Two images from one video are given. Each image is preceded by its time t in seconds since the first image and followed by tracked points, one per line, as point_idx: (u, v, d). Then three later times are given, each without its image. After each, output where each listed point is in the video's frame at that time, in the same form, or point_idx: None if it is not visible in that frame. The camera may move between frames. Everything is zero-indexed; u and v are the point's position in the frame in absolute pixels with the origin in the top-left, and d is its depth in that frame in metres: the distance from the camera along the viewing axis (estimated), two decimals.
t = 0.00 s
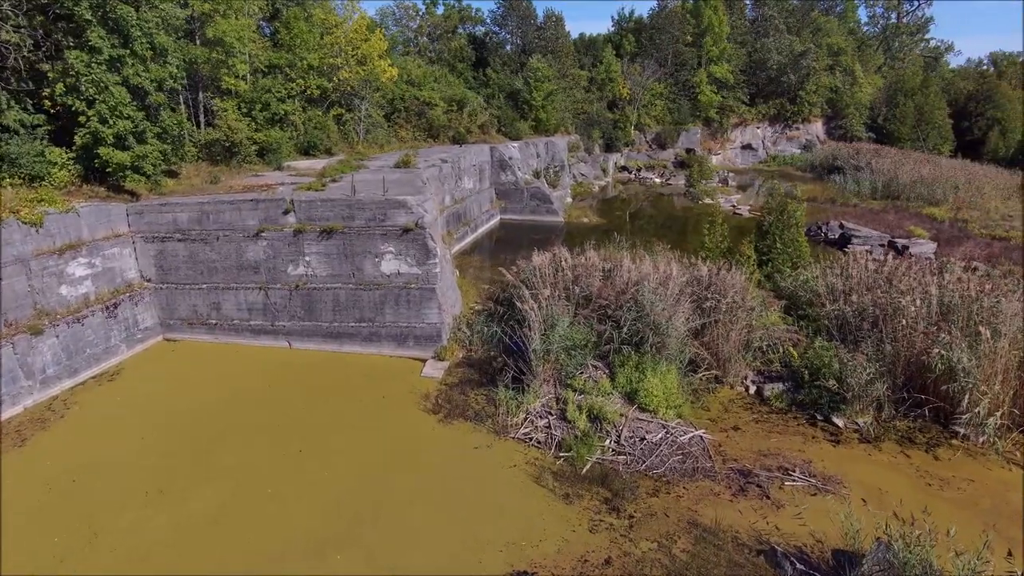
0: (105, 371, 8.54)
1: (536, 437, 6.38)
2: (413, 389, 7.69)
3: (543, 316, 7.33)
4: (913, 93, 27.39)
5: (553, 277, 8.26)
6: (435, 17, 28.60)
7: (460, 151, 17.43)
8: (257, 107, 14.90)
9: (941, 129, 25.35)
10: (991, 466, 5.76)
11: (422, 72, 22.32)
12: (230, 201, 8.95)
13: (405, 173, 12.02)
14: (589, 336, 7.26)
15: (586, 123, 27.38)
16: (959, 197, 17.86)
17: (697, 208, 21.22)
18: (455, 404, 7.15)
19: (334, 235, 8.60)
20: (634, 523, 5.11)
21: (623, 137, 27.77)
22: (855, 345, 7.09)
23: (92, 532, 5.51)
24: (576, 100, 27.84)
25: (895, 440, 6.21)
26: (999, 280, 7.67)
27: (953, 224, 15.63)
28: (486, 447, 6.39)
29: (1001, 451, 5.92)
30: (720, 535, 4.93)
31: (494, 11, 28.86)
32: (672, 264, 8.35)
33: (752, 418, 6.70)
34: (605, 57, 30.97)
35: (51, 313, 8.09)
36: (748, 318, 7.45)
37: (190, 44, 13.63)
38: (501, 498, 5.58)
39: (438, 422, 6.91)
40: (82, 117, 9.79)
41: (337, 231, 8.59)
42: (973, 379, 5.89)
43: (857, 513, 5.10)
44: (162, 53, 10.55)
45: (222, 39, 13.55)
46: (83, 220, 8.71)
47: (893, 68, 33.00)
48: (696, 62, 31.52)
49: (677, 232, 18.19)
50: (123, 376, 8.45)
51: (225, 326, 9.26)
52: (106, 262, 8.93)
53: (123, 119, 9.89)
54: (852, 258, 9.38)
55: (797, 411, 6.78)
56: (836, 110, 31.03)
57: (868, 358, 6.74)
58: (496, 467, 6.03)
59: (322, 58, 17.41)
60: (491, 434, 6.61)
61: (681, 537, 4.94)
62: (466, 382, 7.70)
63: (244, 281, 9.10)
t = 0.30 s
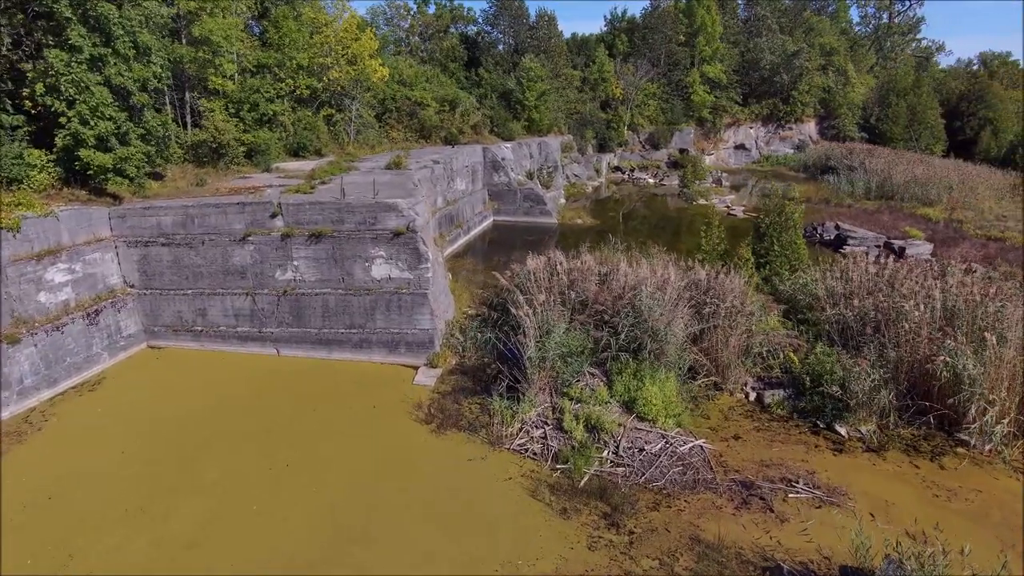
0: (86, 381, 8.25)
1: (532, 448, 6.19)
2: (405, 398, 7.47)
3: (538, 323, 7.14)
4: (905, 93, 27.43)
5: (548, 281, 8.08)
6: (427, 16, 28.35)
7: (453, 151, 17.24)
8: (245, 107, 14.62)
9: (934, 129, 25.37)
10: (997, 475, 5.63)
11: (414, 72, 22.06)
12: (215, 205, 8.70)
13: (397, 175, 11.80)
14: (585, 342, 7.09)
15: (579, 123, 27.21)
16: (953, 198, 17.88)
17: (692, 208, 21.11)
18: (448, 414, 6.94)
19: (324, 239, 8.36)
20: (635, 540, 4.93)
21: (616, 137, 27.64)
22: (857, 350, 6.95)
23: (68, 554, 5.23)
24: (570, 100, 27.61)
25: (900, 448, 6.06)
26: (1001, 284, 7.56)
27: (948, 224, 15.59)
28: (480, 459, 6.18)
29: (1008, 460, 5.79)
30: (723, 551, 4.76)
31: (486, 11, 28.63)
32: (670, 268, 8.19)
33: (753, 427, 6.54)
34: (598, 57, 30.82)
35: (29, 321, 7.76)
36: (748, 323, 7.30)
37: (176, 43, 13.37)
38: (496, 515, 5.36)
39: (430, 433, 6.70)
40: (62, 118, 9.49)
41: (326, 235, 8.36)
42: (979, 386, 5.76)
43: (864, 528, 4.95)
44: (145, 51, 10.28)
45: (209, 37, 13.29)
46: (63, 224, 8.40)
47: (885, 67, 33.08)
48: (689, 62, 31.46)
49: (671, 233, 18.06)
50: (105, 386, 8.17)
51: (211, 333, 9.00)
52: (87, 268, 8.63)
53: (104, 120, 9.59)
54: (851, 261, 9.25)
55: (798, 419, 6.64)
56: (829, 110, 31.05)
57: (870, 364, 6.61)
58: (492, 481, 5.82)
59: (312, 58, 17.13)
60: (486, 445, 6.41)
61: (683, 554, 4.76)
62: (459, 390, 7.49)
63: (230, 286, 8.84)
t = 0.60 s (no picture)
0: (67, 391, 7.98)
1: (529, 460, 5.99)
2: (396, 408, 7.24)
3: (534, 329, 6.95)
4: (899, 94, 27.48)
5: (543, 287, 7.89)
6: (419, 16, 28.03)
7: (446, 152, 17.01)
8: (234, 107, 14.32)
9: (927, 128, 25.35)
10: (1006, 485, 5.49)
11: (406, 71, 21.80)
12: (201, 208, 8.44)
13: (388, 176, 11.57)
14: (582, 350, 6.91)
15: (573, 124, 27.02)
16: (948, 198, 17.89)
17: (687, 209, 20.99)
18: (442, 424, 6.73)
19: (313, 243, 8.12)
20: (636, 557, 4.75)
21: (610, 137, 27.48)
22: (860, 356, 6.80)
23: None
24: (562, 100, 27.27)
25: (905, 458, 5.90)
26: (1003, 287, 7.45)
27: (944, 225, 15.55)
28: (474, 472, 5.97)
29: (1016, 469, 5.65)
30: (728, 568, 4.58)
31: (479, 10, 28.38)
32: (668, 272, 8.03)
33: (755, 436, 6.38)
34: (591, 57, 30.65)
35: (6, 330, 7.44)
36: (748, 328, 7.15)
37: (161, 42, 13.11)
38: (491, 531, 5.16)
39: (423, 444, 6.49)
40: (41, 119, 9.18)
41: (316, 239, 8.11)
42: (986, 394, 5.62)
43: (873, 544, 4.79)
44: (128, 50, 10.01)
45: (196, 36, 13.10)
46: (42, 229, 8.08)
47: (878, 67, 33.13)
48: (682, 61, 31.34)
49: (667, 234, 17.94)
50: (86, 396, 7.89)
51: (197, 340, 8.74)
52: (67, 274, 8.32)
53: (86, 120, 9.28)
54: (851, 264, 9.11)
55: (801, 428, 6.48)
56: (822, 110, 31.08)
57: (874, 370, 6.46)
58: (487, 495, 5.62)
59: (302, 58, 16.85)
60: (480, 456, 6.20)
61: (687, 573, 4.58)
62: (453, 399, 7.29)
63: (217, 292, 8.59)
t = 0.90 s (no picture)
0: (48, 401, 7.72)
1: (525, 473, 5.79)
2: (388, 417, 7.02)
3: (530, 337, 6.76)
4: (893, 94, 27.50)
5: (539, 292, 7.70)
6: (412, 16, 27.76)
7: (440, 153, 16.77)
8: (222, 108, 14.04)
9: (921, 129, 25.39)
10: (1018, 497, 5.33)
11: (398, 71, 21.55)
12: (186, 212, 8.18)
13: (380, 178, 11.33)
14: (580, 358, 6.74)
15: (567, 124, 26.85)
16: (943, 198, 17.86)
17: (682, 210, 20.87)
18: (436, 435, 6.52)
19: (302, 248, 7.88)
20: None
21: (604, 138, 27.29)
22: (864, 363, 6.64)
23: None
24: (557, 100, 27.11)
25: (913, 468, 5.74)
26: (1008, 292, 7.32)
27: (941, 225, 15.49)
28: (469, 486, 5.76)
29: None
30: None
31: (472, 10, 28.14)
32: (667, 277, 7.85)
33: (758, 446, 6.21)
34: (585, 57, 30.48)
35: None
36: (749, 335, 7.00)
37: (148, 42, 12.87)
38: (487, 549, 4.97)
39: (416, 456, 6.28)
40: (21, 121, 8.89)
41: (305, 244, 7.87)
42: (996, 402, 5.47)
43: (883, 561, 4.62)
44: (112, 50, 9.73)
45: (183, 35, 12.94)
46: (22, 234, 7.77)
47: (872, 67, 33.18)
48: (677, 61, 31.24)
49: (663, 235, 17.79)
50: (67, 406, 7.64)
51: (183, 347, 8.50)
52: (48, 280, 8.01)
53: (68, 122, 9.00)
54: (851, 268, 8.98)
55: (804, 436, 6.33)
56: (816, 110, 31.08)
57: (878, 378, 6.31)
58: (482, 511, 5.42)
59: (292, 57, 16.59)
60: (475, 469, 6.00)
61: None
62: (447, 408, 7.08)
63: (204, 298, 8.34)
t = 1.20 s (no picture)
0: (27, 412, 7.44)
1: (523, 487, 5.59)
2: (380, 428, 6.80)
3: (527, 345, 6.57)
4: (887, 94, 27.54)
5: (535, 298, 7.51)
6: (405, 15, 27.48)
7: (433, 154, 16.56)
8: (211, 108, 13.75)
9: (915, 129, 25.41)
10: None
11: (390, 71, 21.30)
12: (172, 216, 7.92)
13: (372, 180, 11.10)
14: (577, 365, 6.56)
15: (561, 125, 26.68)
16: (940, 198, 17.85)
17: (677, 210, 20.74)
18: (430, 446, 6.30)
19: (291, 253, 7.64)
20: None
21: (598, 138, 27.11)
22: (868, 370, 6.49)
23: None
24: (551, 101, 26.99)
25: (921, 479, 5.59)
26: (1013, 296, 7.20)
27: (938, 226, 15.46)
28: (464, 501, 5.56)
29: None
30: None
31: (465, 9, 27.89)
32: (666, 282, 7.69)
33: (761, 456, 6.05)
34: (579, 57, 30.31)
35: None
36: (750, 341, 6.84)
37: (134, 41, 12.60)
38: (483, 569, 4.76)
39: (410, 468, 6.06)
40: None
41: (294, 248, 7.64)
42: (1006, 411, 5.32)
43: None
44: (95, 49, 9.47)
45: (170, 34, 12.73)
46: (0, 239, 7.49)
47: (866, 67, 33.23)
48: (671, 61, 31.14)
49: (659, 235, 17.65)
50: (47, 417, 7.36)
51: (168, 355, 8.24)
52: (28, 287, 7.73)
53: (48, 123, 8.72)
54: (852, 271, 8.84)
55: (808, 445, 6.18)
56: (810, 110, 31.09)
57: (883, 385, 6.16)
58: (478, 528, 5.20)
59: (282, 57, 16.30)
60: (471, 482, 5.80)
61: None
62: (442, 418, 6.87)
63: (190, 304, 8.09)
